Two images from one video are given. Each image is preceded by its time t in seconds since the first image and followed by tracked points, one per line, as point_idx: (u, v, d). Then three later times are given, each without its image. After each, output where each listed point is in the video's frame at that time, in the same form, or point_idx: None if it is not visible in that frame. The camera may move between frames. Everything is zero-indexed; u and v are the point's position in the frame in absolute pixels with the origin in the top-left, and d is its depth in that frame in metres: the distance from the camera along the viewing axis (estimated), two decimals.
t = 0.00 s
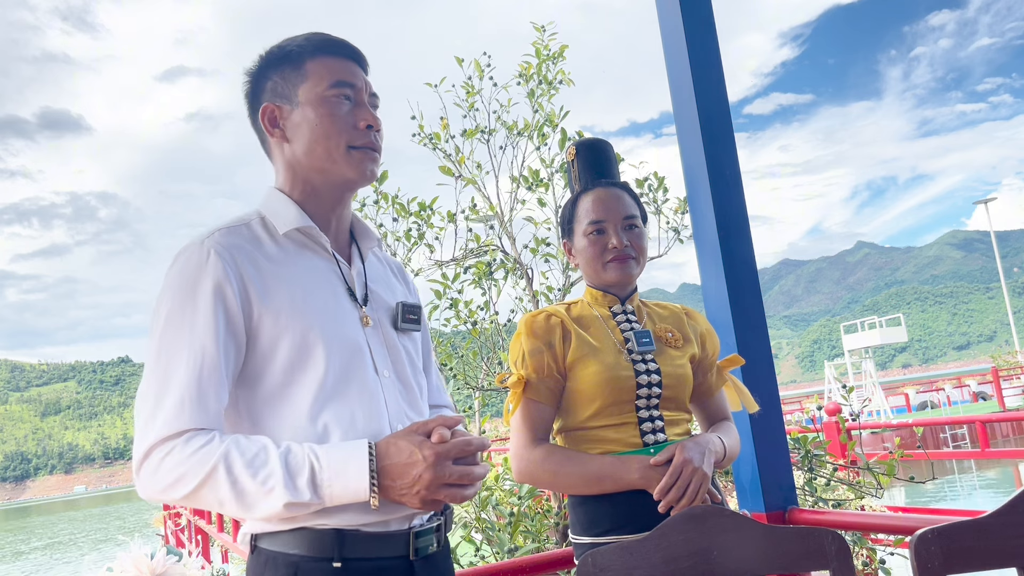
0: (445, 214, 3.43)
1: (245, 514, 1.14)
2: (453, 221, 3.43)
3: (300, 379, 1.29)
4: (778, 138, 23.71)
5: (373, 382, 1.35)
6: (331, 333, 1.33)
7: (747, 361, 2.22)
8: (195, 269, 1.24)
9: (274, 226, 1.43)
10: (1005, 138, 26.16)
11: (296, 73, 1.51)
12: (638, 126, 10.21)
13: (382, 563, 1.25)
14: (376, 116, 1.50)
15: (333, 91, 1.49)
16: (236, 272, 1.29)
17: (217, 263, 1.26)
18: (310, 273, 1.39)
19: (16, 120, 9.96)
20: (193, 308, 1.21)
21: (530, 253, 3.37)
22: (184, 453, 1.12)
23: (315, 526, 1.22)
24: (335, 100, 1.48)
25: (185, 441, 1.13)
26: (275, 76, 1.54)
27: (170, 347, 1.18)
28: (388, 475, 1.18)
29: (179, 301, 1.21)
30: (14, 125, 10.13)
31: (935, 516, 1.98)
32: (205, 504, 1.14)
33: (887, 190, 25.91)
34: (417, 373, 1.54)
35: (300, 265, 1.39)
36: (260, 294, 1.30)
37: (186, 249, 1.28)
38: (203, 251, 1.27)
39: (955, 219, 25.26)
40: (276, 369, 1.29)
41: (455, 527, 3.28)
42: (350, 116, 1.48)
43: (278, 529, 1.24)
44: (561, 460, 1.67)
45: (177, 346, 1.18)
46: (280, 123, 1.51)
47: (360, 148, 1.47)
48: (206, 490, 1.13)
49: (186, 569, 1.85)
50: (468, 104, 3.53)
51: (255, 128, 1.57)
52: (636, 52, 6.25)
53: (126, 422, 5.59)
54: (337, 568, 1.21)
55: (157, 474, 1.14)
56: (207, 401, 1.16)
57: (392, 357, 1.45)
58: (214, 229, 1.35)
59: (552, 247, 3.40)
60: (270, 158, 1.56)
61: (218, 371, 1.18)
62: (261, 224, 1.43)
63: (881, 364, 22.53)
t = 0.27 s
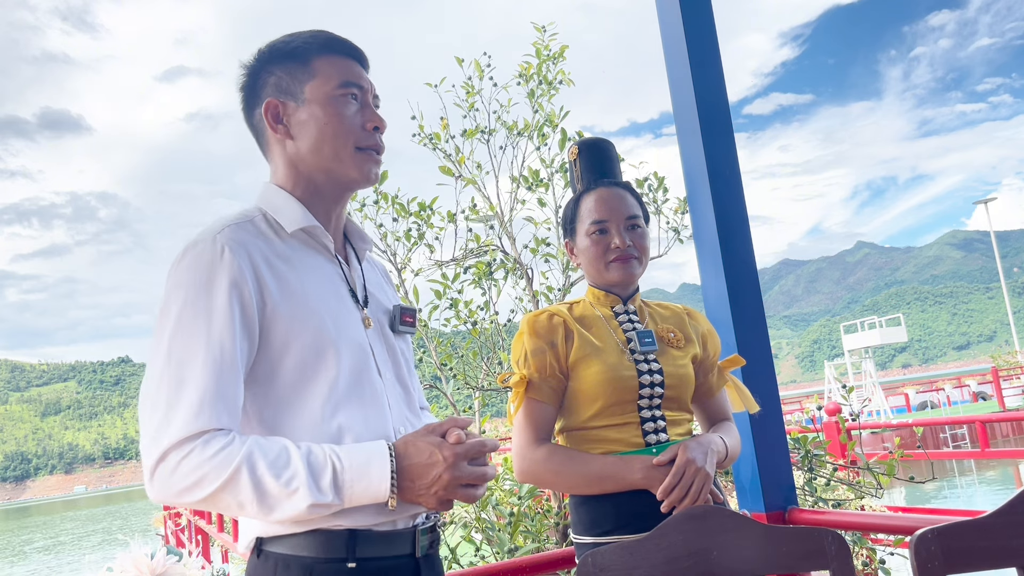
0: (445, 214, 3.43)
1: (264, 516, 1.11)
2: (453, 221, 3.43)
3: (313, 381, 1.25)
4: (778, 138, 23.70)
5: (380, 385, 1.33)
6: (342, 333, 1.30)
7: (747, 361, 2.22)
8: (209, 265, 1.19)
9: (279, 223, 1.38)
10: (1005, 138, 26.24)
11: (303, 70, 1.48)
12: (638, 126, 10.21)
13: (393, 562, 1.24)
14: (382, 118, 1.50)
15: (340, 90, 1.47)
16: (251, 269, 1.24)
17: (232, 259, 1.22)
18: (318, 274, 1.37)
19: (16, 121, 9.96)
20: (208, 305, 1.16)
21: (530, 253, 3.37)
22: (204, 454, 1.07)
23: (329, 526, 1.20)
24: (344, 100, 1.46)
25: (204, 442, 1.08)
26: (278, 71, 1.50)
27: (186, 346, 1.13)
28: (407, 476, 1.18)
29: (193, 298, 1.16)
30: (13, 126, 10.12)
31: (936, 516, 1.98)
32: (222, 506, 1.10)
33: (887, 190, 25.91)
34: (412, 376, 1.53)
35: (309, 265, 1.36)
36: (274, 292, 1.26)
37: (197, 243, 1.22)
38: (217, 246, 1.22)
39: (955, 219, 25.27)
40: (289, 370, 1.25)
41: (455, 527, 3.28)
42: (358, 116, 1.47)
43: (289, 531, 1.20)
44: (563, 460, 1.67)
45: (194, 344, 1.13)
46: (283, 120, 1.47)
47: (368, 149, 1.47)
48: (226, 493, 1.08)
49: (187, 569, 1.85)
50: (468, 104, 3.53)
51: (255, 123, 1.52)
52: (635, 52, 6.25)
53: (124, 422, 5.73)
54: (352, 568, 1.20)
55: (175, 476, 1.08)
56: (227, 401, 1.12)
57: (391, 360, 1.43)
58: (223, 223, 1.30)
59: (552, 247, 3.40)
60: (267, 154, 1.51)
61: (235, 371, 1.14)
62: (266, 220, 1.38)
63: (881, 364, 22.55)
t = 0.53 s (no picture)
0: (445, 214, 3.43)
1: (285, 519, 1.08)
2: (453, 221, 3.42)
3: (326, 383, 1.23)
4: (779, 138, 23.70)
5: (383, 388, 1.33)
6: (351, 335, 1.29)
7: (748, 361, 2.22)
8: (228, 263, 1.15)
9: (288, 222, 1.37)
10: (1005, 138, 26.28)
11: (307, 68, 1.47)
12: (638, 126, 10.21)
13: (398, 561, 1.24)
14: (385, 117, 1.50)
15: (346, 89, 1.46)
16: (269, 268, 1.21)
17: (252, 256, 1.18)
18: (328, 276, 1.35)
19: (15, 121, 9.95)
20: (229, 303, 1.12)
21: (530, 253, 3.37)
22: (229, 457, 1.04)
23: (340, 526, 1.18)
24: (349, 99, 1.45)
25: (228, 444, 1.05)
26: (282, 69, 1.48)
27: (208, 346, 1.09)
28: (422, 476, 1.19)
29: (213, 297, 1.11)
30: (12, 126, 10.11)
31: (936, 516, 1.98)
32: (241, 510, 1.07)
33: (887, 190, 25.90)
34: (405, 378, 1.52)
35: (317, 265, 1.34)
36: (290, 291, 1.23)
37: (214, 239, 1.17)
38: (236, 243, 1.18)
39: (955, 219, 25.28)
40: (302, 372, 1.22)
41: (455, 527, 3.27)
42: (364, 116, 1.46)
43: (297, 531, 1.17)
44: (565, 461, 1.67)
45: (216, 345, 1.09)
46: (288, 118, 1.44)
47: (374, 149, 1.47)
48: (249, 495, 1.05)
49: (186, 569, 1.85)
50: (468, 104, 3.52)
51: (258, 120, 1.49)
52: (635, 52, 6.25)
53: (125, 422, 5.81)
54: (362, 568, 1.19)
55: (197, 479, 1.05)
56: (250, 403, 1.08)
57: (389, 363, 1.43)
58: (237, 218, 1.26)
59: (552, 247, 3.40)
60: (266, 152, 1.49)
61: (258, 372, 1.11)
62: (274, 219, 1.36)
63: (881, 364, 22.54)
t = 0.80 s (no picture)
0: (445, 214, 3.43)
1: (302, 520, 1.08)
2: (453, 221, 3.42)
3: (337, 386, 1.22)
4: (778, 139, 23.72)
5: (385, 391, 1.33)
6: (358, 338, 1.28)
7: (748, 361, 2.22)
8: (246, 262, 1.13)
9: (294, 222, 1.38)
10: (1005, 138, 26.32)
11: (312, 68, 1.45)
12: (638, 126, 10.21)
13: (401, 560, 1.23)
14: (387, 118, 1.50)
15: (350, 90, 1.45)
16: (285, 269, 1.20)
17: (269, 255, 1.17)
18: (333, 279, 1.34)
19: (15, 121, 9.95)
20: (247, 302, 1.11)
21: (530, 253, 3.37)
22: (249, 458, 1.03)
23: (348, 527, 1.17)
24: (354, 100, 1.45)
25: (249, 445, 1.04)
26: (285, 68, 1.46)
27: (227, 347, 1.07)
28: (430, 477, 1.21)
29: (231, 297, 1.10)
30: (12, 126, 10.11)
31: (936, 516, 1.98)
32: (258, 511, 1.06)
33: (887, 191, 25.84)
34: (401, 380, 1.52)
35: (325, 267, 1.33)
36: (305, 291, 1.22)
37: (232, 238, 1.15)
38: (253, 243, 1.16)
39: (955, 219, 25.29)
40: (315, 375, 1.20)
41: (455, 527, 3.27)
42: (368, 118, 1.46)
43: (305, 532, 1.15)
44: (566, 461, 1.67)
45: (236, 345, 1.07)
46: (292, 117, 1.43)
47: (378, 150, 1.47)
48: (268, 496, 1.05)
49: (187, 569, 1.84)
50: (468, 104, 3.52)
51: (259, 117, 1.47)
52: (635, 53, 6.25)
53: (124, 421, 6.48)
54: (368, 568, 1.18)
55: (218, 480, 1.03)
56: (269, 405, 1.07)
57: (388, 365, 1.43)
58: (250, 216, 1.24)
59: (552, 247, 3.40)
60: (267, 150, 1.47)
61: (276, 373, 1.10)
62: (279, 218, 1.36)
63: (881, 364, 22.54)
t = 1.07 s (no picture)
0: (445, 214, 3.42)
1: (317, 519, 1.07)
2: (453, 221, 3.41)
3: (348, 388, 1.21)
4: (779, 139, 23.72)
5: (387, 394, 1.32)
6: (364, 340, 1.28)
7: (748, 361, 2.22)
8: (263, 260, 1.12)
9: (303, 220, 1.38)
10: (1005, 138, 26.35)
11: (317, 68, 1.44)
12: (638, 126, 10.21)
13: (402, 560, 1.23)
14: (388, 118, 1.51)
15: (356, 91, 1.45)
16: (300, 268, 1.19)
17: (286, 253, 1.16)
18: (341, 281, 1.33)
19: (15, 121, 9.95)
20: (266, 299, 1.10)
21: (530, 253, 3.36)
22: (270, 456, 1.02)
23: (353, 527, 1.16)
24: (359, 100, 1.45)
25: (269, 443, 1.03)
26: (291, 68, 1.44)
27: (247, 345, 1.06)
28: (437, 476, 1.22)
29: (250, 296, 1.09)
30: (12, 126, 10.11)
31: (937, 517, 1.97)
32: (276, 510, 1.05)
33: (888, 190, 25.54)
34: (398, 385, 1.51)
35: (332, 268, 1.33)
36: (318, 291, 1.21)
37: (249, 235, 1.14)
38: (270, 241, 1.15)
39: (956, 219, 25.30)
40: (327, 376, 1.19)
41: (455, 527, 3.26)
42: (373, 118, 1.47)
43: (311, 531, 1.14)
44: (565, 461, 1.66)
45: (255, 344, 1.06)
46: (298, 117, 1.42)
47: (382, 150, 1.48)
48: (287, 495, 1.04)
49: (186, 569, 1.84)
50: (468, 104, 3.52)
51: (263, 116, 1.45)
52: (635, 53, 6.25)
53: (123, 423, 6.89)
54: (372, 568, 1.18)
55: (239, 478, 1.02)
56: (288, 404, 1.07)
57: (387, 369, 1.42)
58: (264, 214, 1.23)
59: (552, 246, 3.39)
60: (269, 149, 1.45)
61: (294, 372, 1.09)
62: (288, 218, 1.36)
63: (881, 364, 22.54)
